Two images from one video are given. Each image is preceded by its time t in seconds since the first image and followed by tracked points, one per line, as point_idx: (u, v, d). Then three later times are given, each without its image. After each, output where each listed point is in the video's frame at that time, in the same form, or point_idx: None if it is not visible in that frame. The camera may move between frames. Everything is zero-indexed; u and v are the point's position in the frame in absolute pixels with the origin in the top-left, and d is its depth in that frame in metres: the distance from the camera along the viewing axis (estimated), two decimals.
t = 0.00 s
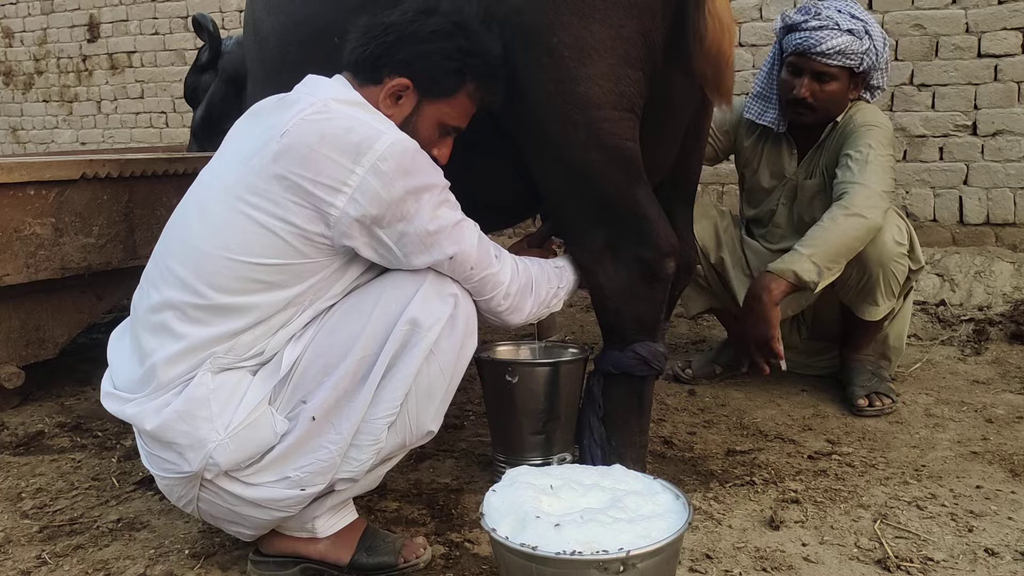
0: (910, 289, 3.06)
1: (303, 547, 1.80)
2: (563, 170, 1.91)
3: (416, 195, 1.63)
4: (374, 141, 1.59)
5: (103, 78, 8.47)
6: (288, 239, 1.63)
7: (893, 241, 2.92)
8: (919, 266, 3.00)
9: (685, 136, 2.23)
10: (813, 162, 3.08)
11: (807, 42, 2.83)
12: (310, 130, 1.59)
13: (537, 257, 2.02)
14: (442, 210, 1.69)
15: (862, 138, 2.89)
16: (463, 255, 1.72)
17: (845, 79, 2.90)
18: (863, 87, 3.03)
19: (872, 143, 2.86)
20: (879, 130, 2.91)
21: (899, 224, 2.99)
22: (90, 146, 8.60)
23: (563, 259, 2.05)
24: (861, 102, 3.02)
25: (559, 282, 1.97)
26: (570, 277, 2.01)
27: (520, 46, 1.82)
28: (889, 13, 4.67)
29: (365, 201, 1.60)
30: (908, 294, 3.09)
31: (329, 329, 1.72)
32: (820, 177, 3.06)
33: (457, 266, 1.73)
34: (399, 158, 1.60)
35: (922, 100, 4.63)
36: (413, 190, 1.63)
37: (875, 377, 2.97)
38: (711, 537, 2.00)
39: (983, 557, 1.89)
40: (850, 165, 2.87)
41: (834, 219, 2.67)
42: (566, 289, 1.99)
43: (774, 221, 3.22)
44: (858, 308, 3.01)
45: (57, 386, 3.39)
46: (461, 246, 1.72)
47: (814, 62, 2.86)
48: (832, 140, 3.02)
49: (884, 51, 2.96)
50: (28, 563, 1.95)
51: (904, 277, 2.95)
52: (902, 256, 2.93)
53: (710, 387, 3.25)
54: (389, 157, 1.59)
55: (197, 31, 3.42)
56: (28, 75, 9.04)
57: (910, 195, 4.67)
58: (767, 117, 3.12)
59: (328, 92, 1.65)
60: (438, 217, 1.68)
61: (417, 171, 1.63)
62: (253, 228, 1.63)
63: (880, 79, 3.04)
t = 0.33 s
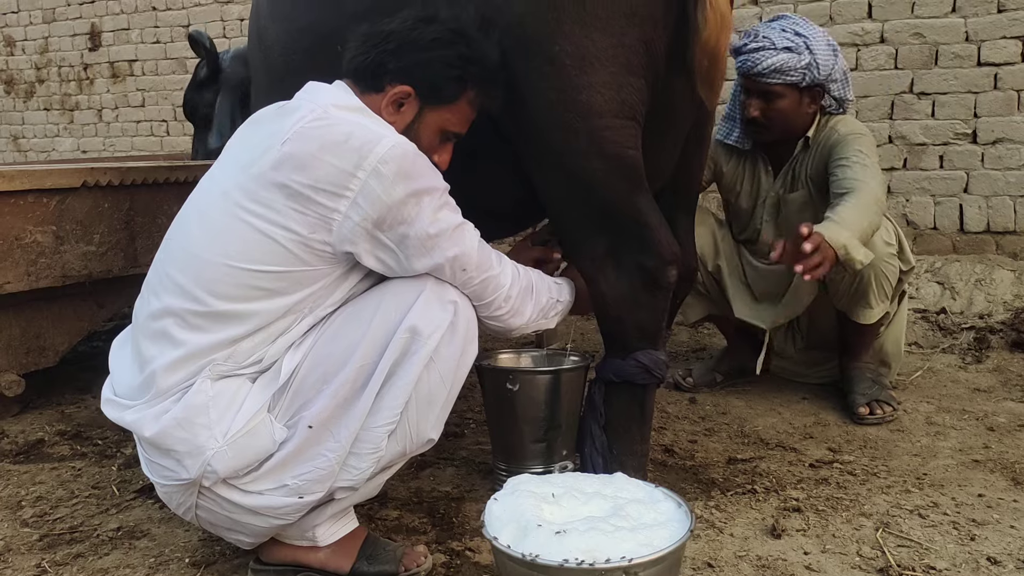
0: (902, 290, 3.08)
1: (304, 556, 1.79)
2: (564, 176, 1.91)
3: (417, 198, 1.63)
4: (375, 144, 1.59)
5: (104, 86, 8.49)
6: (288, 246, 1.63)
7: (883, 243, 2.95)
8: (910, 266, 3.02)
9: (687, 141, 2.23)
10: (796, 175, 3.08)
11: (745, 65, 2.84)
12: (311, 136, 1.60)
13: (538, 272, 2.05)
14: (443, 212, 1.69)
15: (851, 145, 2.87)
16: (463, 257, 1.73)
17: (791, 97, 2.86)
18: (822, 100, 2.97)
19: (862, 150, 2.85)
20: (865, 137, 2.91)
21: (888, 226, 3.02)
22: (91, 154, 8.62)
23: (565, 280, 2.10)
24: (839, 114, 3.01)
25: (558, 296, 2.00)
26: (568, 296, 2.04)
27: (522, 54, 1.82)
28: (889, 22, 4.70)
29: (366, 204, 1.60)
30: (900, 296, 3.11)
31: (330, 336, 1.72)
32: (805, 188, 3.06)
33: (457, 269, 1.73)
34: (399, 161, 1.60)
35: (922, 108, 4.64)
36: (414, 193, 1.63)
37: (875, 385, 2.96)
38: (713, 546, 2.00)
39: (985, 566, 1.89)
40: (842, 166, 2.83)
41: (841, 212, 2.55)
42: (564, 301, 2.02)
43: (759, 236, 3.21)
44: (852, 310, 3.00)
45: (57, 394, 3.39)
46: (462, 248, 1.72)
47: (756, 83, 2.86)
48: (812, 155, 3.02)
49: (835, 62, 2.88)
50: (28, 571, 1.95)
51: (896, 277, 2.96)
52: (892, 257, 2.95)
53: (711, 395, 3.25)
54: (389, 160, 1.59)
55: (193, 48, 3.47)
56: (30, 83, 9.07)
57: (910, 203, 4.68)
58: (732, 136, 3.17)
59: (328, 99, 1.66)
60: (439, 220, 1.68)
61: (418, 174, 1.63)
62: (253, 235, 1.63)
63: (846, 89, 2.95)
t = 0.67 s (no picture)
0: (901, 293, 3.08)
1: (303, 558, 1.78)
2: (565, 176, 1.91)
3: (416, 198, 1.63)
4: (374, 145, 1.59)
5: (105, 88, 8.49)
6: (287, 248, 1.63)
7: (881, 245, 2.93)
8: (908, 269, 3.03)
9: (689, 142, 2.23)
10: (777, 182, 3.12)
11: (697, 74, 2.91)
12: (310, 136, 1.60)
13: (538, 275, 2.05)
14: (442, 212, 1.69)
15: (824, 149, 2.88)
16: (462, 257, 1.72)
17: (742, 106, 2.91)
18: (783, 108, 2.96)
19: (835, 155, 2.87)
20: (841, 140, 2.92)
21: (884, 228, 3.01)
22: (91, 156, 8.62)
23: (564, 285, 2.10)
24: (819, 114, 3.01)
25: (559, 300, 2.00)
26: (568, 299, 2.04)
27: (525, 55, 1.81)
28: (889, 25, 4.70)
29: (365, 203, 1.60)
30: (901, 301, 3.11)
31: (329, 338, 1.72)
32: (785, 195, 3.10)
33: (456, 269, 1.73)
34: (398, 161, 1.60)
35: (922, 111, 4.64)
36: (413, 193, 1.63)
37: (876, 388, 2.96)
38: (713, 548, 2.00)
39: (986, 569, 1.89)
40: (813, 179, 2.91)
41: (796, 234, 2.79)
42: (564, 305, 2.02)
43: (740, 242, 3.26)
44: (852, 315, 3.00)
45: (57, 396, 3.39)
46: (461, 247, 1.72)
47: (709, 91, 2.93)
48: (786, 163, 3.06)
49: (786, 67, 2.84)
50: (28, 573, 1.94)
51: (894, 280, 2.96)
52: (890, 261, 2.94)
53: (711, 397, 3.25)
54: (388, 159, 1.59)
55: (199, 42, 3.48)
56: (30, 85, 9.08)
57: (910, 206, 4.68)
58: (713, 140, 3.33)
59: (328, 100, 1.66)
60: (438, 219, 1.68)
61: (417, 174, 1.63)
62: (252, 236, 1.63)
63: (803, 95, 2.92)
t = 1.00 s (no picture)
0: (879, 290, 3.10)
1: (304, 557, 1.78)
2: (568, 178, 1.91)
3: (418, 205, 1.63)
4: (376, 151, 1.60)
5: (105, 88, 8.49)
6: (289, 248, 1.63)
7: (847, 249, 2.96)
8: (882, 268, 3.05)
9: (691, 143, 2.23)
10: (754, 185, 3.20)
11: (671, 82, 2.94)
12: (311, 138, 1.60)
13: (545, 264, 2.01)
14: (445, 219, 1.69)
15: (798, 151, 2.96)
16: (465, 265, 1.72)
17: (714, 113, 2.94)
18: (755, 111, 2.97)
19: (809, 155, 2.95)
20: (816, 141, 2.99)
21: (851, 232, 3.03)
22: (91, 156, 8.62)
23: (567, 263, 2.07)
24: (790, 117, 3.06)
25: (565, 289, 1.97)
26: (575, 286, 2.01)
27: (526, 56, 1.82)
28: (890, 24, 4.70)
29: (366, 211, 1.60)
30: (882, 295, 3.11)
31: (332, 337, 1.72)
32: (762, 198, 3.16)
33: (458, 276, 1.73)
34: (400, 168, 1.60)
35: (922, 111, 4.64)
36: (415, 200, 1.63)
37: (874, 387, 2.96)
38: (714, 548, 2.00)
39: (988, 569, 1.88)
40: (788, 179, 3.00)
41: (765, 217, 2.82)
42: (571, 292, 1.99)
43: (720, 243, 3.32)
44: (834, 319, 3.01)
45: (58, 395, 3.39)
46: (463, 256, 1.72)
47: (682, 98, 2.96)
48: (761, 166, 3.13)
49: (753, 71, 2.87)
50: (29, 572, 1.94)
51: (870, 280, 3.03)
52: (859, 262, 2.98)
53: (712, 397, 3.25)
54: (390, 167, 1.59)
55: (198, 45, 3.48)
56: (31, 85, 9.08)
57: (911, 206, 4.68)
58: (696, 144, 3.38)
59: (329, 102, 1.66)
60: (440, 226, 1.68)
61: (419, 181, 1.63)
62: (254, 237, 1.63)
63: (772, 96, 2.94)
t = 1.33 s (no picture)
0: (878, 285, 3.09)
1: (304, 557, 1.79)
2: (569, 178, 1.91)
3: (419, 198, 1.64)
4: (377, 145, 1.60)
5: (105, 87, 8.48)
6: (288, 247, 1.63)
7: (845, 239, 2.95)
8: (880, 261, 3.05)
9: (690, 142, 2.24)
10: (743, 186, 3.20)
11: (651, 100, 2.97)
12: (312, 136, 1.60)
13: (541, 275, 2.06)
14: (445, 213, 1.70)
15: (782, 148, 2.94)
16: (465, 257, 1.73)
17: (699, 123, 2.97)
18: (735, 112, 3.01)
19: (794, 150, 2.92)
20: (799, 135, 2.97)
21: (850, 223, 3.02)
22: (91, 155, 8.62)
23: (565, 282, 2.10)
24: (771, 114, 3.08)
25: (560, 299, 2.01)
26: (569, 299, 2.04)
27: (526, 56, 1.81)
28: (890, 24, 4.70)
29: (368, 203, 1.61)
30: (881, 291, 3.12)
31: (332, 337, 1.72)
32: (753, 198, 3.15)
33: (458, 270, 1.74)
34: (402, 161, 1.61)
35: (922, 111, 4.64)
36: (416, 193, 1.63)
37: (873, 386, 2.96)
38: (713, 547, 2.00)
39: (987, 569, 1.89)
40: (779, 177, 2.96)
41: (769, 218, 2.74)
42: (566, 305, 2.02)
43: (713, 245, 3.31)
44: (831, 311, 3.00)
45: (58, 394, 3.39)
46: (464, 248, 1.73)
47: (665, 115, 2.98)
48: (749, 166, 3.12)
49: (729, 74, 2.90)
50: (28, 571, 1.95)
51: (867, 272, 2.96)
52: (859, 254, 2.95)
53: (711, 396, 3.25)
54: (392, 159, 1.60)
55: (199, 46, 3.49)
56: (31, 84, 9.08)
57: (911, 206, 4.68)
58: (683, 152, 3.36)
59: (330, 99, 1.66)
60: (441, 220, 1.69)
61: (419, 174, 1.64)
62: (253, 236, 1.63)
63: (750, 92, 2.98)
